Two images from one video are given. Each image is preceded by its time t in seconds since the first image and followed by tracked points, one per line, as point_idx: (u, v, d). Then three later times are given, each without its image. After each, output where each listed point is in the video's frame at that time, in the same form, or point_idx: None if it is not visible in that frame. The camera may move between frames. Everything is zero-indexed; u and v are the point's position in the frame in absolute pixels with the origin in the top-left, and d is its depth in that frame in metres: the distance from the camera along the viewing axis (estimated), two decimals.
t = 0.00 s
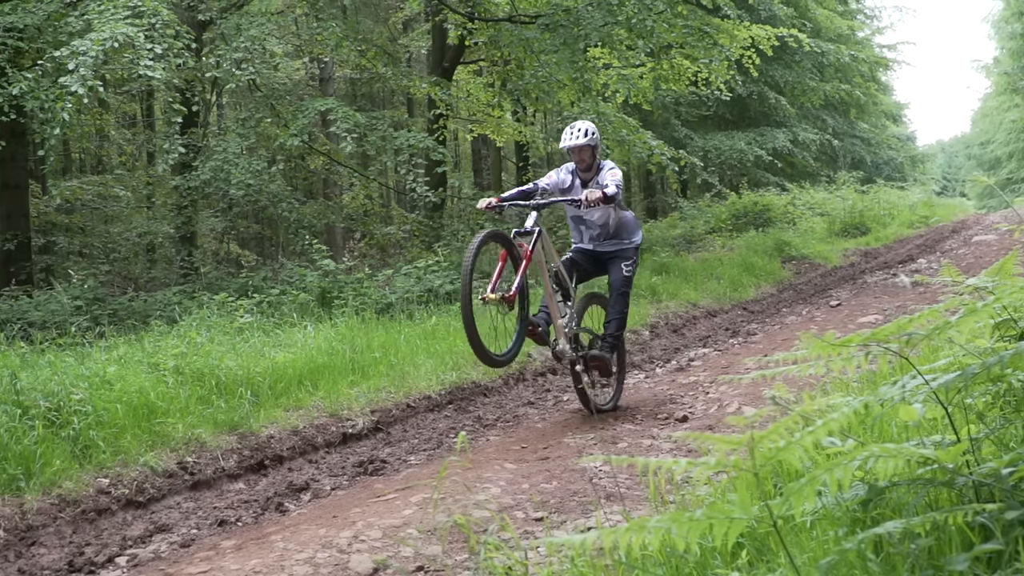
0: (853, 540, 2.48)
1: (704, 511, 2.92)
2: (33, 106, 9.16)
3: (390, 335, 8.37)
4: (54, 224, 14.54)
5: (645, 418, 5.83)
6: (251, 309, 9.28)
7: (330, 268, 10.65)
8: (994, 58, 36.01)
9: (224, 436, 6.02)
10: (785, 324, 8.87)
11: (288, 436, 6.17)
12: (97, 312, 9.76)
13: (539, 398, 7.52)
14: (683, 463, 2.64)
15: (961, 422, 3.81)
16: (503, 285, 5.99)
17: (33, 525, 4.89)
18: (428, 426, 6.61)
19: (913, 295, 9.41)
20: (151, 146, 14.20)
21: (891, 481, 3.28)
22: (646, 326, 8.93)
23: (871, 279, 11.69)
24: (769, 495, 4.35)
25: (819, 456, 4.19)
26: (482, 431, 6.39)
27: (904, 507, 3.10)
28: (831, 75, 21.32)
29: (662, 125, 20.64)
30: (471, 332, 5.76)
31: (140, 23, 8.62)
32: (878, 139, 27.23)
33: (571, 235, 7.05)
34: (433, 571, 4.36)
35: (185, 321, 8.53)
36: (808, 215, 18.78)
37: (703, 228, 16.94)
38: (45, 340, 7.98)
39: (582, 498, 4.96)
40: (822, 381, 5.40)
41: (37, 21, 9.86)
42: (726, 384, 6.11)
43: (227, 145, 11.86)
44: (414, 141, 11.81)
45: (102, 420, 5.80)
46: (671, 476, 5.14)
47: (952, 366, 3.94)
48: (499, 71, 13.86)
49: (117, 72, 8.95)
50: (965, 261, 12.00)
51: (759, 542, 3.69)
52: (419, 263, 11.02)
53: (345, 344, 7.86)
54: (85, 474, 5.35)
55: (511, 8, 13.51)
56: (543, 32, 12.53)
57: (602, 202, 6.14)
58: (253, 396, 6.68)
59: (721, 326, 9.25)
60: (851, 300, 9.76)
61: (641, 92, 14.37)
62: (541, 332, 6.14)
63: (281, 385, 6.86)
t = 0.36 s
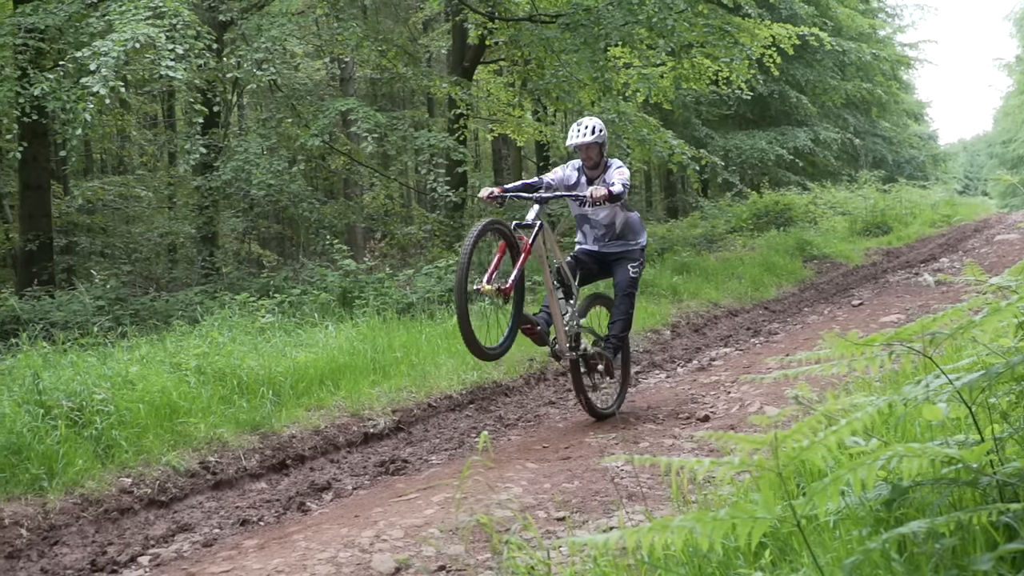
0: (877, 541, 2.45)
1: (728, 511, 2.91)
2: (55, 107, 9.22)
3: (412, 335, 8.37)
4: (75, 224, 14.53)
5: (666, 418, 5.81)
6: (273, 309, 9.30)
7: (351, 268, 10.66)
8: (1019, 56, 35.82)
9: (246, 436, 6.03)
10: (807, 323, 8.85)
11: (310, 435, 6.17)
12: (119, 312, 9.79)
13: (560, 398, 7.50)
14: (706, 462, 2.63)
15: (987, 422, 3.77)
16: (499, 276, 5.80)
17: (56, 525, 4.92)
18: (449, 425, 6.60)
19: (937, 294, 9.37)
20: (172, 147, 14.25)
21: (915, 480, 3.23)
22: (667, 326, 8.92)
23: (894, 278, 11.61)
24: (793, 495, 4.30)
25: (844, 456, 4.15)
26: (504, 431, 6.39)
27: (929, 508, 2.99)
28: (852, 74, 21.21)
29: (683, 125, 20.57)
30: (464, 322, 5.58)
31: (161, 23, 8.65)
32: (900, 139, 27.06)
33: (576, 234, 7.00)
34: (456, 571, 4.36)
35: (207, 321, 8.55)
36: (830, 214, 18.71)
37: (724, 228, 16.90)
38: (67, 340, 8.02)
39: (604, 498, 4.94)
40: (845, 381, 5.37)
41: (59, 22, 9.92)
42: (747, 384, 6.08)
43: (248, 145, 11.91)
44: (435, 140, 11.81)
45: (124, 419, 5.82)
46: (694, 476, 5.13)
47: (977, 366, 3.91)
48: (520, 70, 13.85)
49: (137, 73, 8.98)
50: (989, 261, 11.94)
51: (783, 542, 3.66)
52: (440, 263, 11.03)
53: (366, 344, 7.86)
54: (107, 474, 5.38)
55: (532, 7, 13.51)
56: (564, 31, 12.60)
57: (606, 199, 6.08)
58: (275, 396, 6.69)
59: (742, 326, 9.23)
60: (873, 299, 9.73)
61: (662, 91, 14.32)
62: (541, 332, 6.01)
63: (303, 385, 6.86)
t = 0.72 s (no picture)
0: (904, 539, 2.35)
1: (753, 510, 2.88)
2: (78, 108, 9.27)
3: (435, 335, 8.38)
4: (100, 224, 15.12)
5: (689, 417, 5.79)
6: (296, 309, 9.33)
7: (374, 268, 10.68)
8: None
9: (270, 435, 6.04)
10: (831, 322, 8.84)
11: (334, 435, 6.18)
12: (143, 312, 9.82)
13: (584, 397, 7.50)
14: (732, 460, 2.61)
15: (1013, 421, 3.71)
16: (499, 268, 5.69)
17: (81, 524, 4.96)
18: (472, 425, 6.60)
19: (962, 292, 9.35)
20: (196, 147, 14.29)
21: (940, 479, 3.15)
22: (690, 325, 8.91)
23: (919, 277, 11.55)
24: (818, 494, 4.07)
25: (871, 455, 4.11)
26: (528, 430, 6.39)
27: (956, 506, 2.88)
28: (876, 72, 21.10)
29: (706, 123, 20.80)
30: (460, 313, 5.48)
31: (184, 24, 8.68)
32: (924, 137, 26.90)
33: (581, 234, 6.86)
34: (480, 570, 4.35)
35: (230, 321, 8.56)
36: (854, 212, 18.64)
37: (748, 226, 16.84)
38: (93, 339, 8.07)
39: (628, 497, 4.94)
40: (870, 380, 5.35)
41: (82, 24, 9.98)
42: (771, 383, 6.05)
43: (272, 145, 11.87)
44: (457, 140, 11.83)
45: (149, 419, 5.85)
46: (718, 475, 5.12)
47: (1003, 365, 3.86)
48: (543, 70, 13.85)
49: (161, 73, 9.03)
50: (1014, 259, 11.88)
51: (808, 542, 3.61)
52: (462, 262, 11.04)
53: (390, 344, 7.87)
54: (132, 473, 5.41)
55: (555, 6, 13.49)
56: (586, 31, 12.64)
57: (615, 200, 5.95)
58: (299, 396, 6.69)
59: (766, 325, 9.22)
60: (897, 298, 9.70)
61: (685, 90, 14.27)
62: (540, 331, 5.82)
63: (326, 384, 6.87)
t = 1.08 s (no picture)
0: (930, 539, 2.30)
1: (779, 509, 2.84)
2: (103, 108, 9.35)
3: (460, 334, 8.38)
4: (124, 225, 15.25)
5: (714, 416, 5.77)
6: (321, 309, 9.36)
7: (399, 268, 10.72)
8: None
9: (295, 434, 6.05)
10: (856, 321, 8.82)
11: (359, 434, 6.18)
12: (169, 312, 9.86)
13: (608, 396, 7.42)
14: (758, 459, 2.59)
15: None
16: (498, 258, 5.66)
17: (108, 523, 5.00)
18: (497, 424, 6.60)
19: (990, 291, 9.32)
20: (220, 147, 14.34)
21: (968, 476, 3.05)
22: (715, 324, 8.90)
23: (944, 275, 11.50)
24: (846, 496, 3.83)
25: (895, 454, 4.01)
26: (553, 429, 6.38)
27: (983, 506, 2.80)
28: (900, 70, 21.01)
29: (730, 121, 20.85)
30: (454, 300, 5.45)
31: (208, 24, 8.71)
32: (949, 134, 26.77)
33: (586, 233, 6.78)
34: (506, 569, 4.35)
35: (255, 320, 8.58)
36: (879, 211, 18.63)
37: (773, 225, 16.81)
38: (120, 339, 8.11)
39: (653, 496, 4.93)
40: (896, 379, 5.33)
41: (107, 25, 10.11)
42: (796, 381, 6.04)
43: (296, 146, 11.95)
44: (481, 139, 11.94)
45: (175, 418, 5.88)
46: (744, 473, 5.12)
47: None
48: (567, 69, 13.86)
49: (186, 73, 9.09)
50: None
51: (834, 540, 3.54)
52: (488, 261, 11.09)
53: (415, 343, 7.90)
54: (158, 472, 5.43)
55: (579, 5, 13.50)
56: (610, 29, 12.63)
57: (624, 200, 5.82)
58: (323, 395, 6.71)
59: (791, 323, 9.21)
60: (924, 296, 9.68)
61: (709, 88, 14.24)
62: (540, 330, 5.66)
63: (351, 384, 6.88)
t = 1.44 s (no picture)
0: (959, 537, 2.22)
1: (806, 508, 2.82)
2: (128, 107, 9.55)
3: (484, 333, 8.39)
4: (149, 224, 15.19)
5: (738, 414, 5.76)
6: (345, 308, 9.38)
7: (423, 266, 10.76)
8: None
9: (320, 433, 6.06)
10: (881, 319, 8.80)
11: (383, 432, 6.19)
12: (193, 311, 9.92)
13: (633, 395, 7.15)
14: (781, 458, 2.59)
15: None
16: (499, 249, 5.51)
17: (134, 521, 5.03)
18: (522, 422, 6.60)
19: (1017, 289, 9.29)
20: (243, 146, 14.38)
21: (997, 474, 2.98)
22: (738, 322, 8.90)
23: (969, 274, 11.46)
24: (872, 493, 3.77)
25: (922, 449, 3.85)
26: (577, 428, 6.38)
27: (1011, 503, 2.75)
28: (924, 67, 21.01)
29: (754, 120, 20.80)
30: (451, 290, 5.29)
31: (231, 23, 8.78)
32: (974, 133, 26.65)
33: (591, 232, 6.65)
34: (530, 568, 4.34)
35: (280, 319, 8.61)
36: (904, 209, 18.60)
37: (797, 223, 16.80)
38: (144, 337, 8.15)
39: (678, 495, 4.92)
40: (922, 377, 5.31)
41: (131, 25, 10.25)
42: (821, 380, 6.02)
43: (320, 145, 11.94)
44: (504, 138, 11.87)
45: (200, 417, 5.90)
46: (769, 472, 5.11)
47: None
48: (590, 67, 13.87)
49: (210, 73, 9.15)
50: None
51: (860, 538, 3.46)
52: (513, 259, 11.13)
53: (439, 341, 7.92)
54: (184, 471, 5.45)
55: (602, 4, 13.51)
56: (634, 28, 12.63)
57: (630, 199, 5.73)
58: (348, 394, 6.73)
59: (815, 322, 9.20)
60: (948, 295, 9.66)
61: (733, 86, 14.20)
62: (539, 329, 5.53)
63: (375, 382, 6.90)
